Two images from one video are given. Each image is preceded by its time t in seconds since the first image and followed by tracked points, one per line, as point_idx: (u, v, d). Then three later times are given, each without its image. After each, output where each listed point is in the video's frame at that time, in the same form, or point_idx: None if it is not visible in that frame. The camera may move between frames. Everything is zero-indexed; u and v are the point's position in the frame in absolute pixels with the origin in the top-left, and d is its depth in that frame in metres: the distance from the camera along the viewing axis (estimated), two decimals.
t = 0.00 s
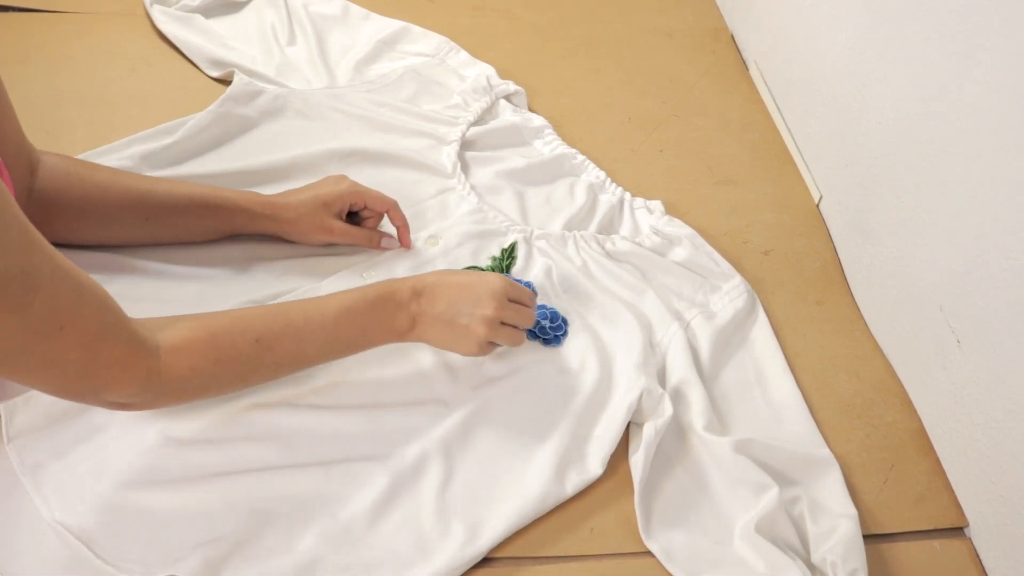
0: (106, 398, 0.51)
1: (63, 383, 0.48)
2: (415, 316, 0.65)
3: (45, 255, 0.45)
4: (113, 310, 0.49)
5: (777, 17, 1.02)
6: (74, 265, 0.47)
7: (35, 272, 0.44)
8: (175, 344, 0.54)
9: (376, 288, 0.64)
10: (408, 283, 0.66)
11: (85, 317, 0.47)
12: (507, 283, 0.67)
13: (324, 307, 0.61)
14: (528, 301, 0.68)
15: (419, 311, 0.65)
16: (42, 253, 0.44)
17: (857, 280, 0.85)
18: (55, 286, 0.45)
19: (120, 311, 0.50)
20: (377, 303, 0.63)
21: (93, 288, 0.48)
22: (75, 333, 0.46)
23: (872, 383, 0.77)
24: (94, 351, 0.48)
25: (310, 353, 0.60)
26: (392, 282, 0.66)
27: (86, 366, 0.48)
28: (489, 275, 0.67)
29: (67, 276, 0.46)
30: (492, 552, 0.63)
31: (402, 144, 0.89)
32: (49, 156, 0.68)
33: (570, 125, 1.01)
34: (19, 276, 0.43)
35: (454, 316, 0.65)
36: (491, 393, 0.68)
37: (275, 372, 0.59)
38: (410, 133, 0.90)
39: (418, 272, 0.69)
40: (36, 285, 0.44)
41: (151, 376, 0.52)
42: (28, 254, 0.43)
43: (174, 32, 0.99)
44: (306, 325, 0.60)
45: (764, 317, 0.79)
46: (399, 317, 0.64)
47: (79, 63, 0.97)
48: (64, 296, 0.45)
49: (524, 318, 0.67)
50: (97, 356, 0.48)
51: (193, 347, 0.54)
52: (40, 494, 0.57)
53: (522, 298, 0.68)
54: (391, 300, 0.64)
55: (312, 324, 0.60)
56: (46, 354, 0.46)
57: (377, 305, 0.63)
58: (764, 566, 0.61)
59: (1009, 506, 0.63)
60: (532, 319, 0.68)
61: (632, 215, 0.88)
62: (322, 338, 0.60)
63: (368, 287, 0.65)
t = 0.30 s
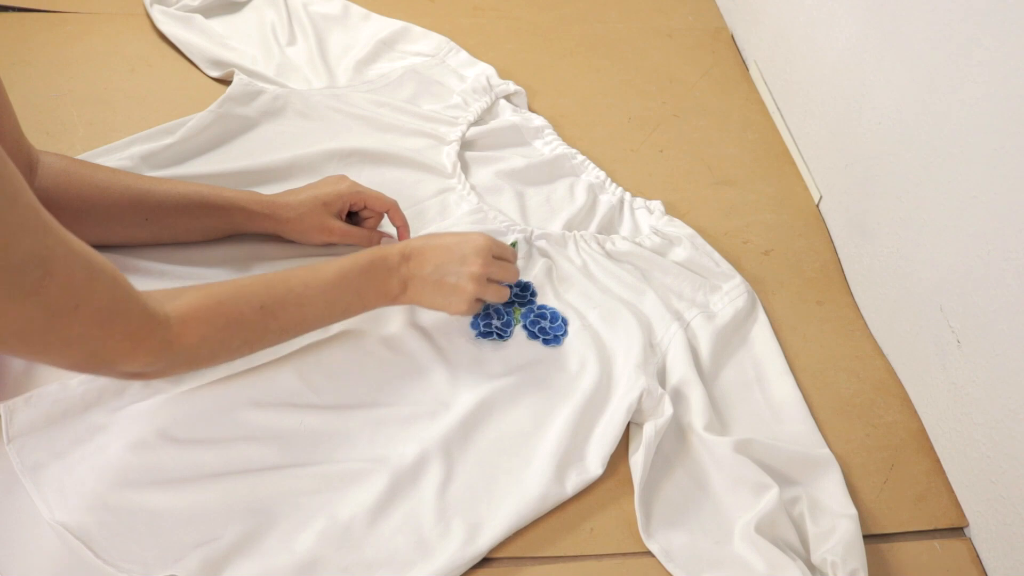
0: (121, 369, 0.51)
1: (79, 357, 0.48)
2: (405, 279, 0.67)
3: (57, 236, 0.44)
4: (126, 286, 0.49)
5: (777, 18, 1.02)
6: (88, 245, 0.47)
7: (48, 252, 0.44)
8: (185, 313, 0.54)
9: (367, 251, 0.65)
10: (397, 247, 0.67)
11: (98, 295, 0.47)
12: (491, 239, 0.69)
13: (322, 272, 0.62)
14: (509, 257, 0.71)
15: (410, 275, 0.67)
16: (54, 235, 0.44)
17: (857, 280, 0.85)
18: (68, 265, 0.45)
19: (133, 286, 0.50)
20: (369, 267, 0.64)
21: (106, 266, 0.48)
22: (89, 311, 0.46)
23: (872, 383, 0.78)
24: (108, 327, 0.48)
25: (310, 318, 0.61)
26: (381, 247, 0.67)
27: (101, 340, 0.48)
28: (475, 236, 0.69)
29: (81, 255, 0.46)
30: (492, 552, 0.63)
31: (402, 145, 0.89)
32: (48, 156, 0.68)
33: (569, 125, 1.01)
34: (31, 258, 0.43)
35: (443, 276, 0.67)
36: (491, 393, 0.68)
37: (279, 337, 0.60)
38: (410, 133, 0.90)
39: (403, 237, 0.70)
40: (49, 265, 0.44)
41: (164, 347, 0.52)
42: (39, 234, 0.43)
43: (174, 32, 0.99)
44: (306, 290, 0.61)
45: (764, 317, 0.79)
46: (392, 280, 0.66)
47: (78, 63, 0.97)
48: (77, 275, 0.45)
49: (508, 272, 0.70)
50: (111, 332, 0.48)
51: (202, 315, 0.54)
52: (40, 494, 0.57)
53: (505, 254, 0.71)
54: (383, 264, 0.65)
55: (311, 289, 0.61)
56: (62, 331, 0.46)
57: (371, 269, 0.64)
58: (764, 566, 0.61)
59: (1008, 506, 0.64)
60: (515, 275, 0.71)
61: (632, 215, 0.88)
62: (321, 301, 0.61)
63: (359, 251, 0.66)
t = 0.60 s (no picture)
0: (101, 362, 0.53)
1: (60, 351, 0.49)
2: (377, 270, 0.68)
3: (46, 233, 0.46)
4: (110, 282, 0.51)
5: (777, 17, 1.02)
6: (73, 240, 0.48)
7: (36, 249, 0.45)
8: (165, 308, 0.55)
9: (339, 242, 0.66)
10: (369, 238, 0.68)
11: (83, 290, 0.48)
12: (461, 230, 0.71)
13: (296, 264, 0.63)
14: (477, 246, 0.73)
15: (382, 266, 0.68)
16: (42, 230, 0.45)
17: (857, 280, 0.85)
18: (55, 261, 0.46)
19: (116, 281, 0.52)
20: (342, 259, 0.66)
21: (88, 260, 0.49)
22: (72, 306, 0.48)
23: (872, 383, 0.78)
24: (90, 321, 0.49)
25: (285, 308, 0.62)
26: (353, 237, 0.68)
27: (83, 334, 0.50)
28: (445, 227, 0.70)
29: (68, 250, 0.47)
30: (492, 552, 0.63)
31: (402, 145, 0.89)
32: (48, 155, 0.68)
33: (569, 125, 1.01)
34: (19, 253, 0.44)
35: (415, 267, 0.69)
36: (491, 393, 0.68)
37: (255, 328, 0.61)
38: (410, 133, 0.90)
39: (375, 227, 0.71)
40: (37, 261, 0.45)
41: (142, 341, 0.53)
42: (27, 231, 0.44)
43: (174, 32, 0.99)
44: (280, 283, 0.62)
45: (764, 317, 0.79)
46: (364, 271, 0.67)
47: (78, 63, 0.97)
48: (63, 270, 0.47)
49: (476, 262, 0.72)
50: (92, 326, 0.50)
51: (180, 309, 0.56)
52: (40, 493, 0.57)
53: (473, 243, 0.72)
54: (355, 255, 0.66)
55: (286, 281, 0.62)
56: (44, 325, 0.47)
57: (344, 260, 0.66)
58: (764, 566, 0.61)
59: (1009, 505, 0.63)
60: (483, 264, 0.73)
61: (632, 215, 0.88)
62: (296, 293, 0.63)
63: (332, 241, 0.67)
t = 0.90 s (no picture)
0: (21, 400, 0.52)
1: None
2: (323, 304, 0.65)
3: None
4: (47, 315, 0.51)
5: (777, 17, 1.02)
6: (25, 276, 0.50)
7: None
8: (93, 345, 0.54)
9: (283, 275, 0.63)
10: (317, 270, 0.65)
11: (16, 320, 0.49)
12: (414, 266, 0.66)
13: (233, 300, 0.60)
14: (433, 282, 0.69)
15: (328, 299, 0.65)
16: None
17: (857, 280, 0.85)
18: None
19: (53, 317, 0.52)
20: (285, 292, 0.63)
21: (30, 292, 0.50)
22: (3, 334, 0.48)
23: (872, 383, 0.78)
24: (18, 352, 0.50)
25: (221, 346, 0.60)
26: (299, 269, 0.64)
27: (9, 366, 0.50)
28: (398, 260, 0.66)
29: (14, 279, 0.49)
30: (492, 552, 0.63)
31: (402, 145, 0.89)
32: (47, 156, 0.68)
33: (569, 125, 1.01)
34: None
35: (363, 303, 0.65)
36: (491, 393, 0.68)
37: (190, 364, 0.59)
38: (410, 133, 0.90)
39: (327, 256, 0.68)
40: None
41: (68, 379, 0.53)
42: None
43: (174, 32, 0.99)
44: (217, 320, 0.59)
45: (764, 317, 0.79)
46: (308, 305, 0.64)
47: (78, 63, 0.97)
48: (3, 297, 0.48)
49: (430, 300, 0.67)
50: (21, 358, 0.50)
51: (109, 348, 0.54)
52: (40, 494, 0.57)
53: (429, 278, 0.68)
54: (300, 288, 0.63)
55: (222, 319, 0.59)
56: None
57: (286, 295, 0.63)
58: (764, 566, 0.61)
59: (1009, 505, 0.63)
60: (439, 301, 0.69)
61: (632, 215, 0.88)
62: (232, 330, 0.60)
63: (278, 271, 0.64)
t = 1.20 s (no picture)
0: None
1: None
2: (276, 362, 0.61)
3: None
4: None
5: (777, 17, 1.02)
6: None
7: None
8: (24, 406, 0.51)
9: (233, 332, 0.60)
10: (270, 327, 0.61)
11: None
12: (376, 320, 0.62)
13: (176, 360, 0.57)
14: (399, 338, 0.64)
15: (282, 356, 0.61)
16: None
17: (857, 280, 0.85)
18: None
19: None
20: (232, 351, 0.59)
21: None
22: None
23: (872, 383, 0.77)
24: None
25: (162, 410, 0.56)
26: (251, 325, 0.61)
27: None
28: (357, 313, 0.62)
29: None
30: (492, 552, 0.63)
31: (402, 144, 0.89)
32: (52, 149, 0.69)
33: (569, 125, 1.01)
34: None
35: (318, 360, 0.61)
36: (491, 393, 0.68)
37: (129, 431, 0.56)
38: (410, 133, 0.90)
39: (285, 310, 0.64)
40: None
41: None
42: None
43: (174, 32, 0.99)
44: (159, 382, 0.56)
45: (764, 317, 0.79)
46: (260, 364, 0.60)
47: (78, 63, 0.97)
48: None
49: (393, 355, 0.63)
50: None
51: (40, 412, 0.52)
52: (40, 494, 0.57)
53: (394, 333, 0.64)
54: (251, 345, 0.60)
55: (165, 381, 0.56)
56: None
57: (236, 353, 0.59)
58: (764, 566, 0.61)
59: (1009, 505, 0.63)
60: (404, 357, 0.64)
61: (632, 215, 0.88)
62: (175, 392, 0.56)
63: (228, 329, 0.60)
